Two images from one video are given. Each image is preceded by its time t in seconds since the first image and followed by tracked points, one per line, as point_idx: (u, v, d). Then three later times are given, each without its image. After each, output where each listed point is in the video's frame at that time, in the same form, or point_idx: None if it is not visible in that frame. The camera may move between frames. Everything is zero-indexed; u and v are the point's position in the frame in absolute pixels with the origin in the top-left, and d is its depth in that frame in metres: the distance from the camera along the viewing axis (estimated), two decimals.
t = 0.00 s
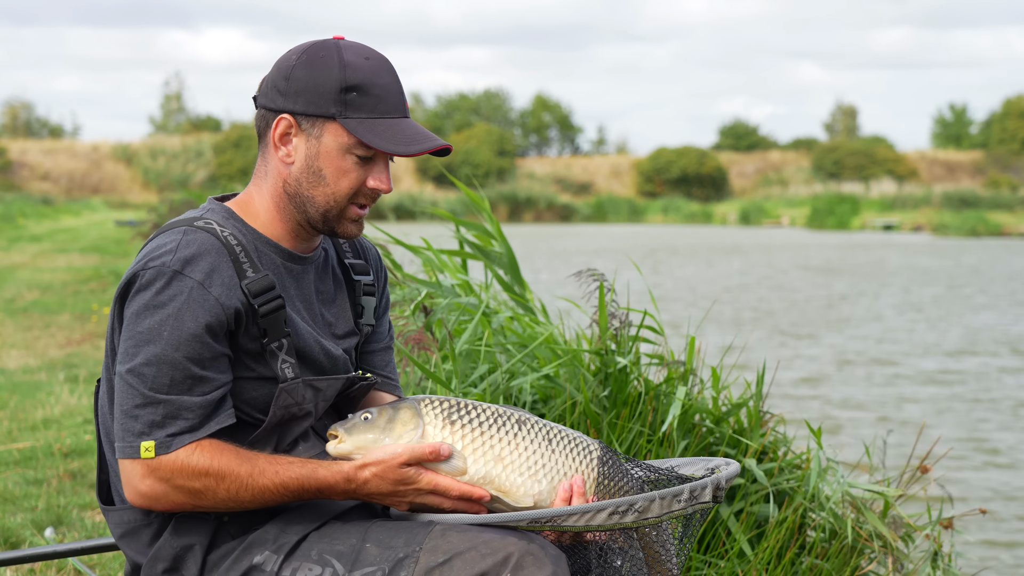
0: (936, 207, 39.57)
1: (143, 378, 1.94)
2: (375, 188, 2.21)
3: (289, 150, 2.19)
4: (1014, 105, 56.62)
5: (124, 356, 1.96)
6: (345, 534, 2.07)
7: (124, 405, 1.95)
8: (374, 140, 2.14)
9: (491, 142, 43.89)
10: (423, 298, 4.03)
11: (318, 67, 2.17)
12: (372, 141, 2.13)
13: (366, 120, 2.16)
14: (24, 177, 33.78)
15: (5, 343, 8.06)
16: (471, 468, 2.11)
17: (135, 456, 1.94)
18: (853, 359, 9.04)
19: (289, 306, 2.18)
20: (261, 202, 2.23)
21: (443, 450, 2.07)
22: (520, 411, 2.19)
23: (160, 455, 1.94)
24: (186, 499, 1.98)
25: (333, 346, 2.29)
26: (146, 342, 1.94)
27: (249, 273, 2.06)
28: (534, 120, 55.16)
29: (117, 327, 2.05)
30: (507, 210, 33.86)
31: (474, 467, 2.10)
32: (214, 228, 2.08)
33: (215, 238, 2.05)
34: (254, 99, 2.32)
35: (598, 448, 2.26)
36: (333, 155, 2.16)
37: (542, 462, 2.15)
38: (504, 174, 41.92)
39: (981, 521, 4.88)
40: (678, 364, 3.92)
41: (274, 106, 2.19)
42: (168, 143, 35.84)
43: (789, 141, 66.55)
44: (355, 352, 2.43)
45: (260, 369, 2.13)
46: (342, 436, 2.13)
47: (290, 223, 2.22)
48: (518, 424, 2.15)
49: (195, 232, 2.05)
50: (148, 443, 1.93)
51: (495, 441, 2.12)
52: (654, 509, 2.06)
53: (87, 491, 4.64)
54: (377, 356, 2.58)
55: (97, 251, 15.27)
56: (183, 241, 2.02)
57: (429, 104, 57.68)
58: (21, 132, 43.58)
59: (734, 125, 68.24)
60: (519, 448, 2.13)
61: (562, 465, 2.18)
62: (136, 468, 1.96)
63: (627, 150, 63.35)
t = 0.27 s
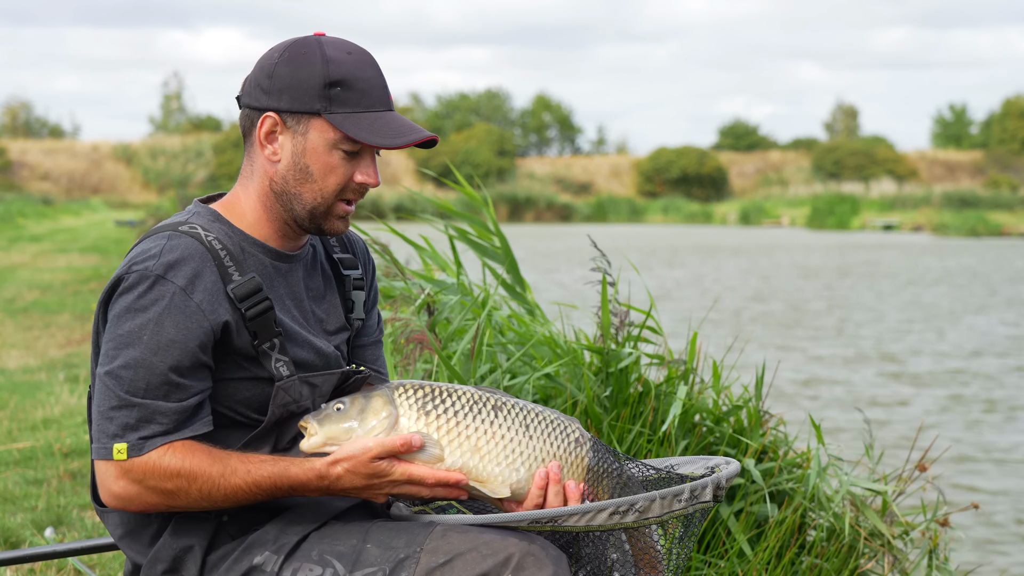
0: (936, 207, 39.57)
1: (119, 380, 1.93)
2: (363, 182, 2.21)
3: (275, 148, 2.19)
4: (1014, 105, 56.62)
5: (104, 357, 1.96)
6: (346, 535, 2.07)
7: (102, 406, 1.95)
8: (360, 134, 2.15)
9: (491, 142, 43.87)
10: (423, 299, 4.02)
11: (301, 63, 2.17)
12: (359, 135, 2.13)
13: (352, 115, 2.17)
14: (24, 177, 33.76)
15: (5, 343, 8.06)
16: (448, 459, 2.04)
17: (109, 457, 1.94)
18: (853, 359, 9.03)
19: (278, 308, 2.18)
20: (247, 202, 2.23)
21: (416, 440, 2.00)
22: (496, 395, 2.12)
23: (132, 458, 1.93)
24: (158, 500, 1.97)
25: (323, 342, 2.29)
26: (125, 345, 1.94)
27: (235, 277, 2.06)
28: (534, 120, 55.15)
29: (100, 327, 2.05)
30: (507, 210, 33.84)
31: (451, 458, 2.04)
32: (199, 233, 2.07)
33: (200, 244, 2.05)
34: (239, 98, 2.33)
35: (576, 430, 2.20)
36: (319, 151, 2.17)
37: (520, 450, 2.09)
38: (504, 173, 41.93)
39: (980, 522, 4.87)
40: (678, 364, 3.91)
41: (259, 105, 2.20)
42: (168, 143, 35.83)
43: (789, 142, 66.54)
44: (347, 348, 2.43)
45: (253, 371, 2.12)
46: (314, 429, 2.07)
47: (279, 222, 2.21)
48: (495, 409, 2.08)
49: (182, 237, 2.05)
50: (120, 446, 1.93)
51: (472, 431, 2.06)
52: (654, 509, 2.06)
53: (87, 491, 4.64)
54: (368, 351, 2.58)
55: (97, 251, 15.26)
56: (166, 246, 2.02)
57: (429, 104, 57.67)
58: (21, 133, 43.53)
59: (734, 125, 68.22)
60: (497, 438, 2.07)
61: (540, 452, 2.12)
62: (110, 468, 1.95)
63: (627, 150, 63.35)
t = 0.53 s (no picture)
0: (936, 207, 39.58)
1: (77, 360, 1.90)
2: (352, 176, 2.21)
3: (265, 143, 2.20)
4: (1014, 106, 56.68)
5: (74, 337, 1.94)
6: (345, 537, 2.07)
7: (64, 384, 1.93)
8: (350, 128, 2.15)
9: (491, 142, 43.87)
10: (422, 299, 4.02)
11: (289, 59, 2.18)
12: (348, 130, 2.14)
13: (340, 109, 2.17)
14: (24, 177, 33.75)
15: (5, 344, 8.06)
16: (393, 447, 1.99)
17: (61, 433, 1.91)
18: (852, 359, 9.02)
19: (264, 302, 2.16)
20: (236, 198, 2.23)
21: (361, 421, 1.94)
22: (450, 384, 2.06)
23: (78, 435, 1.89)
24: (101, 478, 1.93)
25: (316, 340, 2.28)
26: (92, 326, 1.92)
27: (219, 270, 2.05)
28: (534, 120, 55.15)
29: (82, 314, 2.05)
30: (507, 210, 33.84)
31: (396, 447, 2.00)
32: (181, 229, 2.06)
33: (183, 237, 2.04)
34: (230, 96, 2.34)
35: (530, 419, 2.14)
36: (308, 146, 2.17)
37: (468, 443, 2.05)
38: (504, 173, 41.90)
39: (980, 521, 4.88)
40: (679, 364, 3.90)
41: (248, 100, 2.21)
42: (169, 143, 35.82)
43: (789, 142, 66.53)
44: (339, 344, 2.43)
45: (240, 367, 2.09)
46: (262, 403, 1.99)
47: (267, 218, 2.22)
48: (447, 398, 2.04)
49: (166, 230, 2.04)
50: (67, 423, 1.89)
51: (421, 421, 2.01)
52: (654, 510, 2.08)
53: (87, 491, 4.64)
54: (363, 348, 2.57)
55: (97, 251, 15.26)
56: (147, 238, 2.01)
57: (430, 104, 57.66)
58: (21, 133, 43.53)
59: (734, 125, 68.25)
60: (445, 431, 2.03)
61: (488, 444, 2.08)
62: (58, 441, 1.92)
63: (627, 151, 63.36)
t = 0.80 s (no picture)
0: (936, 207, 39.59)
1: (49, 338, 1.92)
2: (340, 170, 2.22)
3: (253, 138, 2.21)
4: (1013, 105, 56.70)
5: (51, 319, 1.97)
6: (344, 537, 2.08)
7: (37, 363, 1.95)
8: (336, 121, 2.16)
9: (491, 142, 43.88)
10: (423, 300, 4.02)
11: (276, 54, 2.19)
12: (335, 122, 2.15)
13: (327, 102, 2.18)
14: (24, 177, 33.75)
15: (6, 344, 8.06)
16: (356, 413, 1.95)
17: (32, 408, 1.92)
18: (852, 359, 9.02)
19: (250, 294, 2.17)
20: (225, 191, 2.25)
21: (321, 385, 1.90)
22: (421, 352, 2.02)
23: (46, 410, 1.90)
24: (69, 452, 1.94)
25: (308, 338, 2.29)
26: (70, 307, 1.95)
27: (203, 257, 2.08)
28: (534, 120, 55.16)
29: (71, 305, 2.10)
30: (507, 211, 33.84)
31: (359, 414, 1.95)
32: (163, 219, 2.11)
33: (165, 225, 2.09)
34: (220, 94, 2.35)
35: (500, 391, 2.09)
36: (296, 139, 2.18)
37: (433, 413, 2.00)
38: (504, 173, 41.89)
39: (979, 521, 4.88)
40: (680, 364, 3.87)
41: (236, 96, 2.22)
42: (169, 143, 35.81)
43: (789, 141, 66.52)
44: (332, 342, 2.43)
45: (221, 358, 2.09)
46: (234, 362, 1.96)
47: (255, 210, 2.23)
48: (413, 364, 1.99)
49: (151, 219, 2.09)
50: (35, 399, 1.91)
51: (385, 389, 1.96)
52: (653, 510, 2.06)
53: (87, 490, 4.64)
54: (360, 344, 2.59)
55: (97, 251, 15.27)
56: (131, 227, 2.06)
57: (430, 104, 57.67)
58: (21, 132, 43.51)
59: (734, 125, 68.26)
60: (410, 401, 1.98)
61: (453, 414, 2.03)
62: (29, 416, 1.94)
63: (627, 151, 63.38)
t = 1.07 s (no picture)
0: (936, 207, 39.60)
1: (51, 340, 1.95)
2: (317, 160, 2.26)
3: (230, 132, 2.26)
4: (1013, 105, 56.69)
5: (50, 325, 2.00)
6: (345, 535, 2.08)
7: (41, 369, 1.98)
8: (309, 111, 2.20)
9: (491, 142, 43.89)
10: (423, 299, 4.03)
11: (247, 47, 2.24)
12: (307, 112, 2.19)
13: (299, 93, 2.22)
14: (24, 177, 33.73)
15: (6, 344, 8.06)
16: (358, 367, 1.96)
17: (41, 415, 1.95)
18: (851, 359, 9.03)
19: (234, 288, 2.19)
20: (207, 187, 2.30)
21: (321, 342, 1.90)
22: (418, 300, 2.01)
23: (58, 412, 1.93)
24: (85, 450, 1.97)
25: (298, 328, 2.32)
26: (63, 308, 1.97)
27: (188, 251, 2.11)
28: (534, 120, 55.16)
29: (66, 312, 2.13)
30: (507, 211, 33.83)
31: (361, 367, 1.96)
32: (150, 213, 2.13)
33: (152, 218, 2.13)
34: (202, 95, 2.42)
35: (500, 331, 2.10)
36: (271, 131, 2.23)
37: (435, 360, 2.01)
38: (504, 173, 41.89)
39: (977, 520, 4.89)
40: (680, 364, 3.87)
41: (212, 92, 2.28)
42: (169, 144, 35.79)
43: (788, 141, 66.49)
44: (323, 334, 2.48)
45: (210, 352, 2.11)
46: (232, 325, 1.97)
47: (238, 203, 2.27)
48: (411, 312, 1.99)
49: (137, 216, 2.12)
50: (44, 403, 1.94)
51: (385, 340, 1.97)
52: (654, 510, 2.08)
53: (87, 490, 4.64)
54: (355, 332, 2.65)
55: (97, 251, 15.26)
56: (115, 225, 2.09)
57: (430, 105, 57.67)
58: (21, 132, 43.48)
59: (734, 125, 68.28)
60: (410, 350, 1.99)
61: (457, 358, 2.04)
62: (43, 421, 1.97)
63: (627, 151, 63.38)
